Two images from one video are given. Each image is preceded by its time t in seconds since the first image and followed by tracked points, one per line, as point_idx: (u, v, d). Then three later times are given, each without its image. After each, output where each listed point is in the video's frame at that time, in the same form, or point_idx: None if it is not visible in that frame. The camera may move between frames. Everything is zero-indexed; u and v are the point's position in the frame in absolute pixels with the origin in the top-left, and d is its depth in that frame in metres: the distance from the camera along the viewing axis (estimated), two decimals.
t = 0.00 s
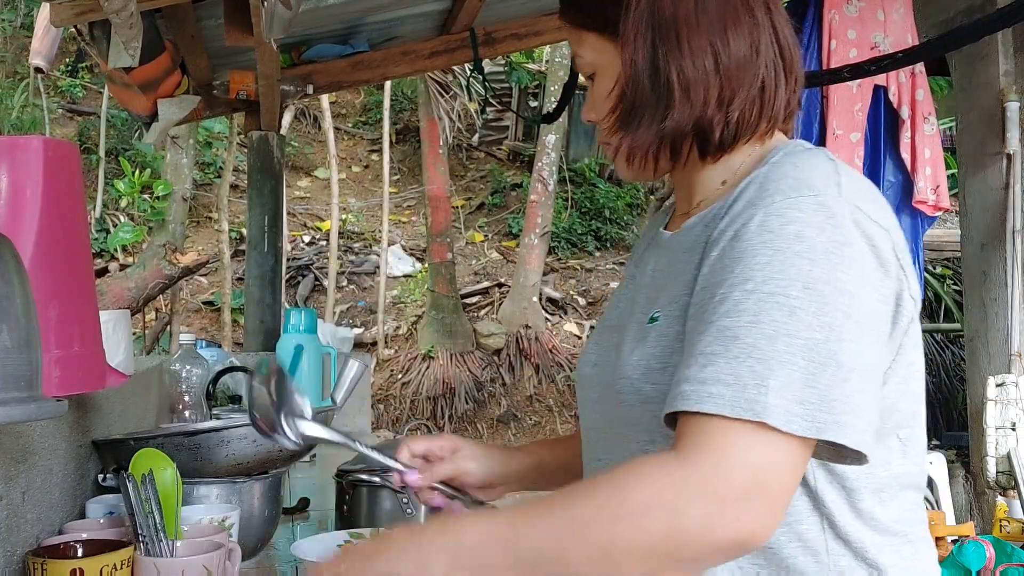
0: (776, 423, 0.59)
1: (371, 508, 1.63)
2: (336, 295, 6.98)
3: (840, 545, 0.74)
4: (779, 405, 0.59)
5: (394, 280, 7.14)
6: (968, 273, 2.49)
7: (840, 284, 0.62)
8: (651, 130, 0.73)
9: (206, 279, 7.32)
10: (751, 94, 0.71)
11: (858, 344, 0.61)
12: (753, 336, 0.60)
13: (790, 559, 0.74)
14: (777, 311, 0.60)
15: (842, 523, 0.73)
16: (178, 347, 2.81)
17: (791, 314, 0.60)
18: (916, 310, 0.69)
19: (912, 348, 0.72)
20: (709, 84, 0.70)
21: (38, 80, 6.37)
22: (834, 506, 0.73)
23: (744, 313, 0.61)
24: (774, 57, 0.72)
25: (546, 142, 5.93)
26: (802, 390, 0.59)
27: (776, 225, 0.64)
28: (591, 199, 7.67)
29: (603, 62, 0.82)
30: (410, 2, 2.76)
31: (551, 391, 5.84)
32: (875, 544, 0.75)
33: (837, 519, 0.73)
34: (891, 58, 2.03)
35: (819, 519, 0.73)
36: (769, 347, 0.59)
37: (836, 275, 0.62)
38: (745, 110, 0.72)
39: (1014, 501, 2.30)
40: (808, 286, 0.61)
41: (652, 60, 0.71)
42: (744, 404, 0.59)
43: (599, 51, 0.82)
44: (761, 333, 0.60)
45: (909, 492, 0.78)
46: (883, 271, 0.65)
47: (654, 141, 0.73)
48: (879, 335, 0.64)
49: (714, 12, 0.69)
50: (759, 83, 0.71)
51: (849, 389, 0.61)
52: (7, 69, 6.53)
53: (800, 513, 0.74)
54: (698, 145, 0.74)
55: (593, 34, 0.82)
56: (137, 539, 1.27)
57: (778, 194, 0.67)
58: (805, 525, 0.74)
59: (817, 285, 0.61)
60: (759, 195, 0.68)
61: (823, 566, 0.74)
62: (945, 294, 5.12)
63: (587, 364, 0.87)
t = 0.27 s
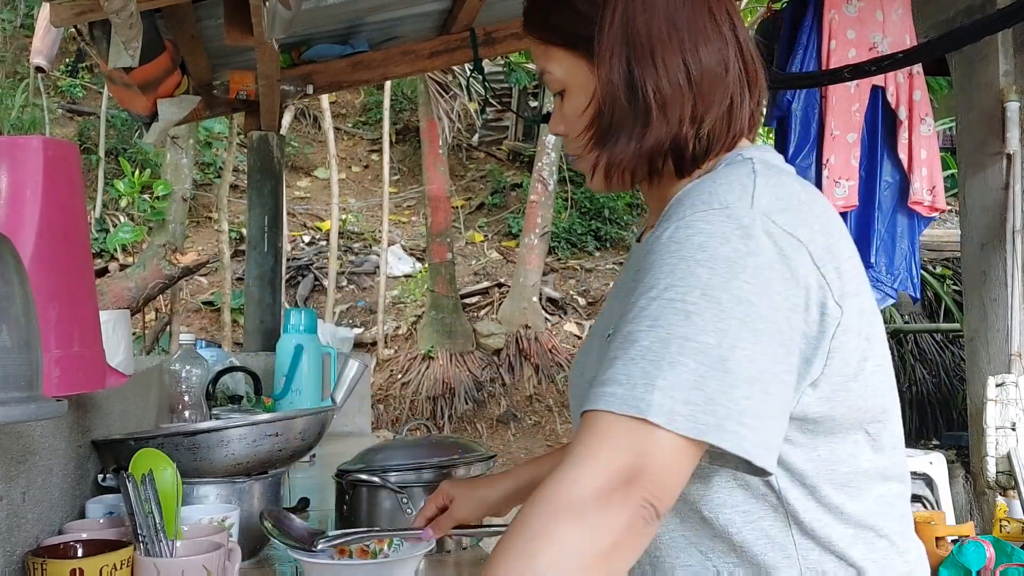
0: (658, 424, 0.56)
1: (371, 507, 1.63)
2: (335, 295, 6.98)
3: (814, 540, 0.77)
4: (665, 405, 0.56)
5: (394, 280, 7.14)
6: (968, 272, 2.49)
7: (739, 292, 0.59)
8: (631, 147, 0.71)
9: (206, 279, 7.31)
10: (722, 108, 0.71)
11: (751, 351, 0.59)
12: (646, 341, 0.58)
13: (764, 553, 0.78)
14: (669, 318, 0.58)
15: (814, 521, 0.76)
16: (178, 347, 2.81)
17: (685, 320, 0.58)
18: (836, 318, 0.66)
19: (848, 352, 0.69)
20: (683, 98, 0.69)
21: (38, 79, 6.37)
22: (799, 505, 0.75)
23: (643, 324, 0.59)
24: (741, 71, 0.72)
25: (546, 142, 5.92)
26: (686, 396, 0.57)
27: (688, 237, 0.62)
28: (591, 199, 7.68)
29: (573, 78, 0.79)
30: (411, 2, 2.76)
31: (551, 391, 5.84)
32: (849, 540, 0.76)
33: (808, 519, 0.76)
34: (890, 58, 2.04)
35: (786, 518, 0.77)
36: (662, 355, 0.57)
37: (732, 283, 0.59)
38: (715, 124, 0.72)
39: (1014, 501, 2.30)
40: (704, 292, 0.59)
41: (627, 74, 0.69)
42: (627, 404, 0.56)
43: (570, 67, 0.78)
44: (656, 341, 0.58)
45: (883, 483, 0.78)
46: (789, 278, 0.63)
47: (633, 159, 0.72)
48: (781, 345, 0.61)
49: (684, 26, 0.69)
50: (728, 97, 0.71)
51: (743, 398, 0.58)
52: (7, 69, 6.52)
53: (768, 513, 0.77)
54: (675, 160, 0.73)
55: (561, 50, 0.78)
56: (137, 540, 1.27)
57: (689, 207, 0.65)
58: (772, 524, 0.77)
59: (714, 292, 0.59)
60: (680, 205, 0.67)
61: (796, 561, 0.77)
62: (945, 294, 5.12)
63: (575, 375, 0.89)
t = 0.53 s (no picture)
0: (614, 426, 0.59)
1: (371, 507, 1.63)
2: (335, 295, 6.97)
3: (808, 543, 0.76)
4: (621, 408, 0.59)
5: (394, 279, 7.14)
6: (968, 272, 2.49)
7: (700, 297, 0.61)
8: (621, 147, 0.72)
9: (206, 279, 7.31)
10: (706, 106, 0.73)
11: (710, 358, 0.60)
12: (610, 344, 0.61)
13: (755, 557, 0.77)
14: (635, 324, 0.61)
15: (807, 521, 0.75)
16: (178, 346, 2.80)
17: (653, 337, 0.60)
18: (809, 327, 0.66)
19: (826, 355, 0.69)
20: (670, 96, 0.70)
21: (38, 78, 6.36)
22: (791, 508, 0.75)
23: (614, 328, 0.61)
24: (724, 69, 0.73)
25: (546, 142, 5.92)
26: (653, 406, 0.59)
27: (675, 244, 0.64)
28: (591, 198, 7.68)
29: (556, 86, 0.79)
30: (411, 1, 2.76)
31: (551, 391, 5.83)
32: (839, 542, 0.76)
33: (802, 520, 0.75)
34: (891, 58, 2.03)
35: (777, 523, 0.76)
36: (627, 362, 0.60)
37: (696, 288, 0.61)
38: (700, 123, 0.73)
39: (1014, 501, 2.30)
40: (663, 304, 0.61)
41: (615, 75, 0.70)
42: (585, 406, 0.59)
43: (553, 74, 0.79)
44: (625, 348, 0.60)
45: (874, 486, 0.78)
46: (752, 290, 0.64)
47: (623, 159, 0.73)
48: (741, 351, 0.62)
49: (663, 27, 0.70)
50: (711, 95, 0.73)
51: (699, 401, 0.60)
52: (8, 68, 6.52)
53: (760, 517, 0.76)
54: (663, 161, 0.75)
55: (542, 57, 0.79)
56: (137, 540, 1.27)
57: (657, 213, 0.68)
58: (764, 528, 0.76)
59: (676, 297, 0.61)
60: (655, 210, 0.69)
61: (790, 564, 0.76)
62: (945, 294, 5.12)
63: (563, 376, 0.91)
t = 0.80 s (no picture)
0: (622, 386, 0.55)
1: (372, 508, 1.63)
2: (335, 295, 6.96)
3: (825, 545, 0.76)
4: (615, 360, 0.55)
5: (394, 279, 7.14)
6: (968, 272, 2.49)
7: (708, 265, 0.59)
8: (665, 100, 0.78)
9: (206, 279, 7.31)
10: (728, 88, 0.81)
11: (712, 327, 0.57)
12: (609, 305, 0.57)
13: (773, 560, 0.76)
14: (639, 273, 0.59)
15: (825, 523, 0.75)
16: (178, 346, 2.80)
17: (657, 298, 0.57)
18: (816, 317, 0.65)
19: (848, 356, 0.70)
20: (712, 64, 0.78)
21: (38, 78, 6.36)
22: (811, 507, 0.75)
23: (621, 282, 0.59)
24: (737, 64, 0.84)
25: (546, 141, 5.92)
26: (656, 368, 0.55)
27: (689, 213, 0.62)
28: (591, 198, 7.68)
29: (591, 50, 0.78)
30: (411, 1, 2.76)
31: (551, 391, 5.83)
32: (856, 546, 0.76)
33: (822, 523, 0.75)
34: (891, 58, 2.03)
35: (799, 524, 0.75)
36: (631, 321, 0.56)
37: (707, 256, 0.59)
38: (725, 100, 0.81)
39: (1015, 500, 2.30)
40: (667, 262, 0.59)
41: (672, 32, 0.77)
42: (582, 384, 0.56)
43: (587, 38, 0.78)
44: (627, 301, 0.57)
45: (886, 486, 0.78)
46: (760, 270, 0.61)
47: (672, 112, 0.78)
48: (742, 327, 0.59)
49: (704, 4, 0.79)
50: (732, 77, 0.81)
51: (697, 368, 0.56)
52: (7, 68, 6.51)
53: (781, 518, 0.76)
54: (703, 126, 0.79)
55: (574, 19, 0.78)
56: (136, 539, 1.27)
57: (669, 188, 0.66)
58: (787, 531, 0.76)
59: (682, 262, 0.58)
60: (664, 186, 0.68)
61: (806, 566, 0.76)
62: (945, 294, 5.11)
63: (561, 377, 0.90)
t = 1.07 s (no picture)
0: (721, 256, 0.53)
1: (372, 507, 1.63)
2: (336, 295, 6.96)
3: (885, 512, 0.73)
4: (690, 219, 0.53)
5: (394, 279, 7.14)
6: (968, 271, 2.49)
7: (783, 180, 0.59)
8: (677, 91, 0.81)
9: (206, 279, 7.32)
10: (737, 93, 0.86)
11: (784, 223, 0.57)
12: (684, 195, 0.56)
13: (837, 528, 0.71)
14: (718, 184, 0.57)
15: (884, 488, 0.72)
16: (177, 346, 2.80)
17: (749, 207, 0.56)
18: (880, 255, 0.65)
19: (896, 319, 0.70)
20: (724, 66, 0.83)
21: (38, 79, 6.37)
22: (878, 472, 0.72)
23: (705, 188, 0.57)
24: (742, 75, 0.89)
25: (546, 142, 5.91)
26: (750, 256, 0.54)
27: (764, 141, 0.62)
28: (591, 198, 7.68)
29: (606, 38, 0.81)
30: (411, 2, 2.76)
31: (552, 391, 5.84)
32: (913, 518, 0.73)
33: (884, 487, 0.72)
34: (891, 58, 2.03)
35: (863, 484, 0.72)
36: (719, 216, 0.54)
37: (779, 176, 0.59)
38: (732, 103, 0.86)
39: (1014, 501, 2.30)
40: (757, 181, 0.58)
41: (688, 30, 0.81)
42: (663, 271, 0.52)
43: (603, 27, 0.81)
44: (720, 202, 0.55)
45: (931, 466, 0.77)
46: (830, 198, 0.61)
47: (684, 104, 0.82)
48: (813, 236, 0.58)
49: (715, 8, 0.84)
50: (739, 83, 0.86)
51: (774, 252, 0.55)
52: (8, 69, 6.52)
53: (844, 479, 0.72)
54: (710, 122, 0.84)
55: (590, 8, 0.81)
56: (137, 539, 1.27)
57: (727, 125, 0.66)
58: (850, 491, 0.72)
59: (758, 173, 0.58)
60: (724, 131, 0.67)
61: (870, 536, 0.72)
62: (945, 294, 5.11)
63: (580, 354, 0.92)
